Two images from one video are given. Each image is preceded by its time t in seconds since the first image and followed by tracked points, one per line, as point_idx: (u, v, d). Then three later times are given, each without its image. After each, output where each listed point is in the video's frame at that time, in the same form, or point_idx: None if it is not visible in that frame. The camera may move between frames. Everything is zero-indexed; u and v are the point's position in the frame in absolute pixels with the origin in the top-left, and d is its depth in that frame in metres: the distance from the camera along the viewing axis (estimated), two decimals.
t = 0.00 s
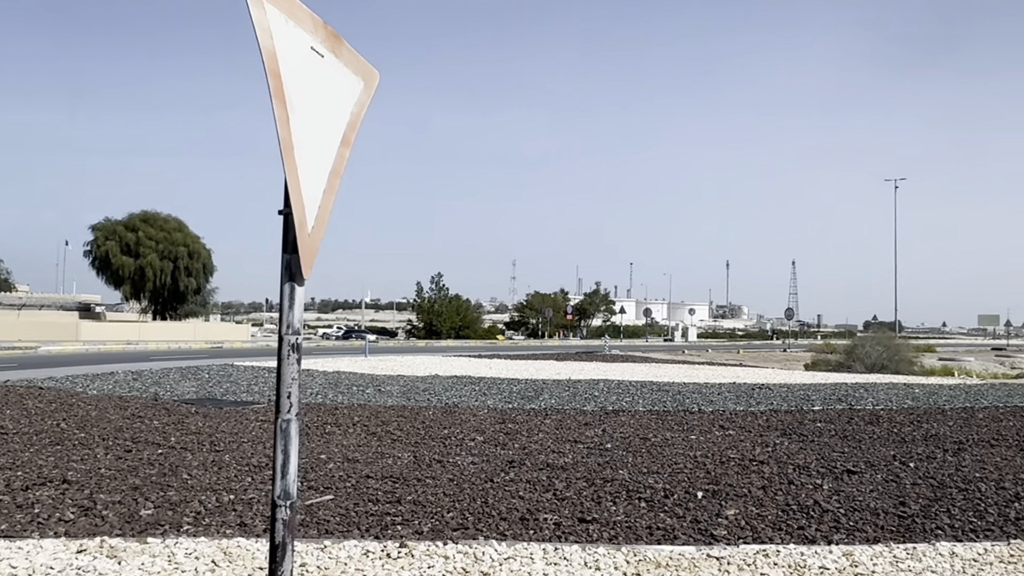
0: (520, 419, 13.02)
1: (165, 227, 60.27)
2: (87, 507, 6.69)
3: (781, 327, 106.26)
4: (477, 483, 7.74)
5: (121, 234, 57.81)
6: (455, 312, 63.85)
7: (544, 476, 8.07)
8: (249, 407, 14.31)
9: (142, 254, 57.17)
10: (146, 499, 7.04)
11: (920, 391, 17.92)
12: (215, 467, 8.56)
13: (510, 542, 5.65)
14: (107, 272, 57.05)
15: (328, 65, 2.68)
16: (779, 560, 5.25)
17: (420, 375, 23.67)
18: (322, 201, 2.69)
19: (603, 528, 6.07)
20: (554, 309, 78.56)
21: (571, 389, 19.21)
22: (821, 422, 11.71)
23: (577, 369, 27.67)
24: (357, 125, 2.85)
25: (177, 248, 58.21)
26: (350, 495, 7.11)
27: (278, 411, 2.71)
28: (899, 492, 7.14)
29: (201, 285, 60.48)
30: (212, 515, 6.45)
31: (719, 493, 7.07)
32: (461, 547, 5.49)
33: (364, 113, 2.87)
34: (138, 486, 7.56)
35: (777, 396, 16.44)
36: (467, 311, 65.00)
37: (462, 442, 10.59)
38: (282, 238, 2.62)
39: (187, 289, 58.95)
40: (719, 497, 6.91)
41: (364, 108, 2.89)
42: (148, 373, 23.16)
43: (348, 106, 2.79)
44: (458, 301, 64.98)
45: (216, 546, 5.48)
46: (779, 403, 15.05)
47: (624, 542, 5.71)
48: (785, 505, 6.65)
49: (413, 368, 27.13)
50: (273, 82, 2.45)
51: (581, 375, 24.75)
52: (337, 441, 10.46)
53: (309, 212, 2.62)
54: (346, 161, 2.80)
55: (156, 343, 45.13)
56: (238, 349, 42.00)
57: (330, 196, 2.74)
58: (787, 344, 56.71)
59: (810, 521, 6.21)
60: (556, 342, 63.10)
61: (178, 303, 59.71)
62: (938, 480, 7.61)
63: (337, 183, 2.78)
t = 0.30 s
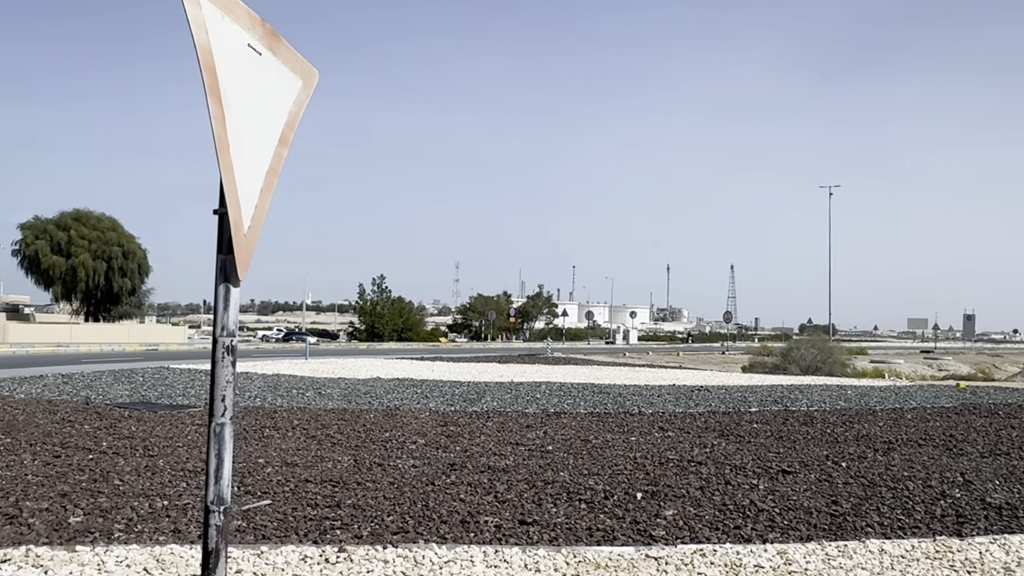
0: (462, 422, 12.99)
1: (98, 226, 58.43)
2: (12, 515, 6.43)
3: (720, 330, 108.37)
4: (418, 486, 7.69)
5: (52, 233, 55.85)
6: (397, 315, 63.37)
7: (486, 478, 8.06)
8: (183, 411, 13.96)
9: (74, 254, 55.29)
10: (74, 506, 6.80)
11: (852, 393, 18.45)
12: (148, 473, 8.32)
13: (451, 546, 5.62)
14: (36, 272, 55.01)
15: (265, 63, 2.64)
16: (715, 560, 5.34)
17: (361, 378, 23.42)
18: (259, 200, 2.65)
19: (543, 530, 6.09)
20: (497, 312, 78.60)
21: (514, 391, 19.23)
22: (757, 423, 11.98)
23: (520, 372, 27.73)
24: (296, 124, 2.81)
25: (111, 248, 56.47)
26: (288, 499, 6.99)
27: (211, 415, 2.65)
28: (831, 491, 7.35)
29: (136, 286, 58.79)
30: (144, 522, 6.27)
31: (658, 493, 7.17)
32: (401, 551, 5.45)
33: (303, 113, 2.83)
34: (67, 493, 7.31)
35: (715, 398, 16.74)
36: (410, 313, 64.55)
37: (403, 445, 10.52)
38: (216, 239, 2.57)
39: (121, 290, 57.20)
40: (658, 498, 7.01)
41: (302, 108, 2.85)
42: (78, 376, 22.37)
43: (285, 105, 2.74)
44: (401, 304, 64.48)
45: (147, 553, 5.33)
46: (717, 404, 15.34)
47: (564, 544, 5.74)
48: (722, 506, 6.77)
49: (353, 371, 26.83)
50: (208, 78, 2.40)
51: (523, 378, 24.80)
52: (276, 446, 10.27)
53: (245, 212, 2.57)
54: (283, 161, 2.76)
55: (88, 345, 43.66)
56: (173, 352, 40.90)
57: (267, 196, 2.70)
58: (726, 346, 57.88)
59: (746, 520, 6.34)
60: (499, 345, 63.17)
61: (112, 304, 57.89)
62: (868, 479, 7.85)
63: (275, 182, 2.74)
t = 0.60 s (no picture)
0: (414, 422, 12.92)
1: (40, 224, 56.79)
2: None
3: (672, 330, 109.75)
4: (370, 487, 7.64)
5: None
6: (349, 314, 62.77)
7: (439, 478, 8.04)
8: (128, 413, 13.63)
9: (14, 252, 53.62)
10: (12, 511, 6.59)
11: (799, 390, 18.82)
12: (91, 476, 8.09)
13: (402, 546, 5.59)
14: None
15: (212, 57, 2.59)
16: (666, 556, 5.41)
17: (312, 378, 23.16)
18: (205, 197, 2.60)
19: (496, 529, 6.10)
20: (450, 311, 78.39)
21: (467, 391, 19.20)
22: (707, 421, 12.14)
23: (473, 371, 27.72)
24: (243, 120, 2.76)
25: (53, 246, 54.90)
26: (237, 502, 6.87)
27: (156, 416, 2.60)
28: (779, 487, 7.50)
29: (80, 285, 57.24)
30: (87, 526, 6.11)
31: (610, 491, 7.23)
32: (352, 553, 5.40)
33: (251, 109, 2.79)
34: (5, 497, 7.08)
35: (666, 397, 16.94)
36: (363, 313, 63.96)
37: (354, 445, 10.42)
38: (160, 236, 2.52)
39: (64, 289, 55.62)
40: (609, 496, 7.07)
41: (250, 103, 2.80)
42: (17, 377, 21.70)
43: (233, 100, 2.70)
44: (353, 303, 63.88)
45: (89, 558, 5.20)
46: (668, 403, 15.51)
47: (516, 543, 5.75)
48: (673, 503, 6.85)
49: (304, 371, 26.52)
50: (151, 71, 2.35)
51: (475, 377, 24.78)
52: (224, 447, 10.09)
53: (191, 209, 2.52)
54: (230, 157, 2.72)
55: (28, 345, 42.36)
56: (118, 352, 39.90)
57: (213, 193, 2.65)
58: (677, 345, 58.62)
59: (695, 517, 6.43)
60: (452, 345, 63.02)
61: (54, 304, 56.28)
62: (814, 475, 8.03)
63: (222, 178, 2.69)
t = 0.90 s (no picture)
0: (376, 421, 12.86)
1: None
2: None
3: (635, 328, 110.53)
4: (331, 487, 7.58)
5: None
6: (312, 313, 62.18)
7: (401, 477, 8.01)
8: (84, 414, 13.37)
9: None
10: None
11: (759, 387, 19.11)
12: (44, 479, 7.91)
13: (364, 546, 5.56)
14: None
15: (166, 52, 2.55)
16: (627, 553, 5.46)
17: (273, 378, 22.92)
18: (160, 194, 2.56)
19: (458, 528, 6.09)
20: (414, 310, 78.04)
21: (430, 389, 19.15)
22: (669, 418, 12.26)
23: (436, 370, 27.64)
24: (199, 116, 2.73)
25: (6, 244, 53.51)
26: (195, 503, 6.77)
27: (109, 417, 2.55)
28: (739, 483, 7.59)
29: (33, 283, 55.91)
30: (40, 530, 5.97)
31: (572, 489, 7.28)
32: (313, 553, 5.36)
33: (207, 105, 2.75)
34: None
35: (628, 394, 17.06)
36: (325, 312, 63.35)
37: (316, 445, 10.33)
38: (114, 233, 2.47)
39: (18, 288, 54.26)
40: (572, 494, 7.11)
41: (206, 99, 2.77)
42: None
43: (188, 96, 2.66)
44: (315, 302, 63.27)
45: (43, 562, 5.09)
46: (630, 400, 15.63)
47: (479, 542, 5.76)
48: (635, 500, 6.90)
49: (265, 371, 26.24)
50: (104, 65, 2.31)
51: (438, 376, 24.71)
52: (183, 448, 9.94)
53: (146, 207, 2.48)
54: (187, 154, 2.68)
55: None
56: (73, 352, 39.03)
57: (169, 189, 2.61)
58: (641, 344, 59.05)
59: (657, 513, 6.49)
60: (416, 343, 62.76)
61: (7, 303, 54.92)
62: (774, 471, 8.16)
63: (177, 175, 2.66)
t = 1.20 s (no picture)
0: (349, 417, 12.80)
1: None
2: None
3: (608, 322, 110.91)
4: (303, 483, 7.53)
5: None
6: (283, 308, 61.66)
7: (374, 473, 7.98)
8: (50, 411, 13.16)
9: None
10: None
11: (730, 380, 19.30)
12: (9, 477, 7.77)
13: (336, 542, 5.54)
14: None
15: (132, 42, 2.51)
16: (600, 546, 5.49)
17: (243, 374, 22.70)
18: (125, 187, 2.52)
19: (431, 523, 6.08)
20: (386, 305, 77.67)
21: (403, 384, 19.09)
22: (642, 412, 12.33)
23: (409, 365, 27.55)
24: (166, 109, 2.69)
25: None
26: (165, 501, 6.69)
27: (74, 413, 2.52)
28: (710, 476, 7.67)
29: None
30: (5, 529, 5.87)
31: (545, 482, 7.31)
32: (284, 550, 5.32)
33: (174, 96, 2.71)
34: None
35: (601, 388, 17.14)
36: (297, 307, 62.67)
37: (287, 441, 10.25)
38: (78, 226, 2.43)
39: None
40: (545, 488, 7.13)
41: (174, 91, 2.73)
42: None
43: (154, 88, 2.62)
44: (287, 297, 62.73)
45: (9, 562, 5.00)
46: (603, 394, 15.71)
47: (451, 536, 5.76)
48: (607, 493, 6.94)
49: (235, 367, 25.96)
50: (66, 55, 2.27)
51: (411, 371, 24.64)
52: (151, 445, 9.81)
53: (111, 199, 2.44)
54: (153, 146, 2.65)
55: None
56: (38, 348, 38.34)
57: (135, 182, 2.58)
58: (614, 338, 59.33)
59: (628, 506, 6.54)
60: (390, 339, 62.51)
61: None
62: (744, 463, 8.25)
63: (143, 168, 2.62)
